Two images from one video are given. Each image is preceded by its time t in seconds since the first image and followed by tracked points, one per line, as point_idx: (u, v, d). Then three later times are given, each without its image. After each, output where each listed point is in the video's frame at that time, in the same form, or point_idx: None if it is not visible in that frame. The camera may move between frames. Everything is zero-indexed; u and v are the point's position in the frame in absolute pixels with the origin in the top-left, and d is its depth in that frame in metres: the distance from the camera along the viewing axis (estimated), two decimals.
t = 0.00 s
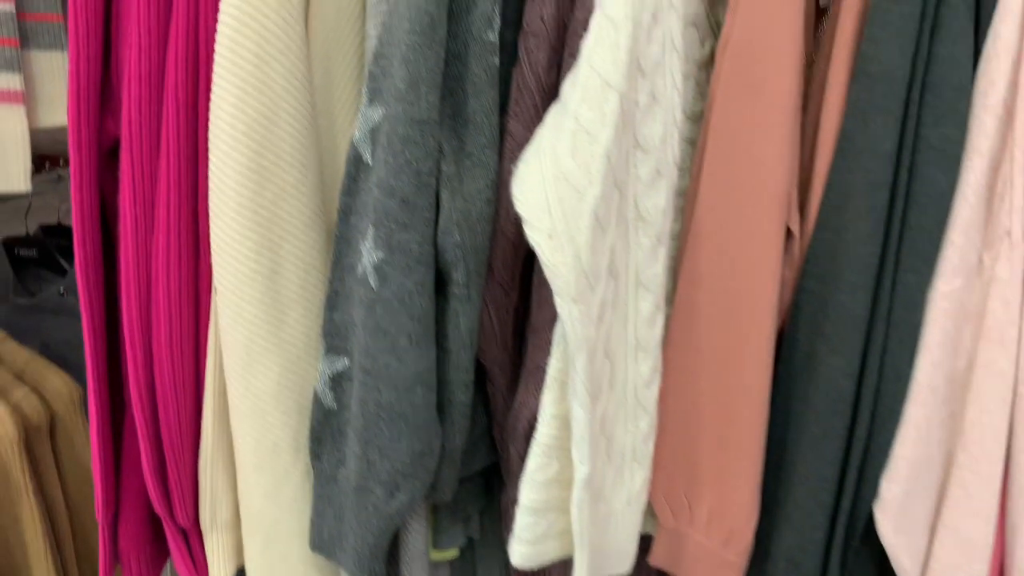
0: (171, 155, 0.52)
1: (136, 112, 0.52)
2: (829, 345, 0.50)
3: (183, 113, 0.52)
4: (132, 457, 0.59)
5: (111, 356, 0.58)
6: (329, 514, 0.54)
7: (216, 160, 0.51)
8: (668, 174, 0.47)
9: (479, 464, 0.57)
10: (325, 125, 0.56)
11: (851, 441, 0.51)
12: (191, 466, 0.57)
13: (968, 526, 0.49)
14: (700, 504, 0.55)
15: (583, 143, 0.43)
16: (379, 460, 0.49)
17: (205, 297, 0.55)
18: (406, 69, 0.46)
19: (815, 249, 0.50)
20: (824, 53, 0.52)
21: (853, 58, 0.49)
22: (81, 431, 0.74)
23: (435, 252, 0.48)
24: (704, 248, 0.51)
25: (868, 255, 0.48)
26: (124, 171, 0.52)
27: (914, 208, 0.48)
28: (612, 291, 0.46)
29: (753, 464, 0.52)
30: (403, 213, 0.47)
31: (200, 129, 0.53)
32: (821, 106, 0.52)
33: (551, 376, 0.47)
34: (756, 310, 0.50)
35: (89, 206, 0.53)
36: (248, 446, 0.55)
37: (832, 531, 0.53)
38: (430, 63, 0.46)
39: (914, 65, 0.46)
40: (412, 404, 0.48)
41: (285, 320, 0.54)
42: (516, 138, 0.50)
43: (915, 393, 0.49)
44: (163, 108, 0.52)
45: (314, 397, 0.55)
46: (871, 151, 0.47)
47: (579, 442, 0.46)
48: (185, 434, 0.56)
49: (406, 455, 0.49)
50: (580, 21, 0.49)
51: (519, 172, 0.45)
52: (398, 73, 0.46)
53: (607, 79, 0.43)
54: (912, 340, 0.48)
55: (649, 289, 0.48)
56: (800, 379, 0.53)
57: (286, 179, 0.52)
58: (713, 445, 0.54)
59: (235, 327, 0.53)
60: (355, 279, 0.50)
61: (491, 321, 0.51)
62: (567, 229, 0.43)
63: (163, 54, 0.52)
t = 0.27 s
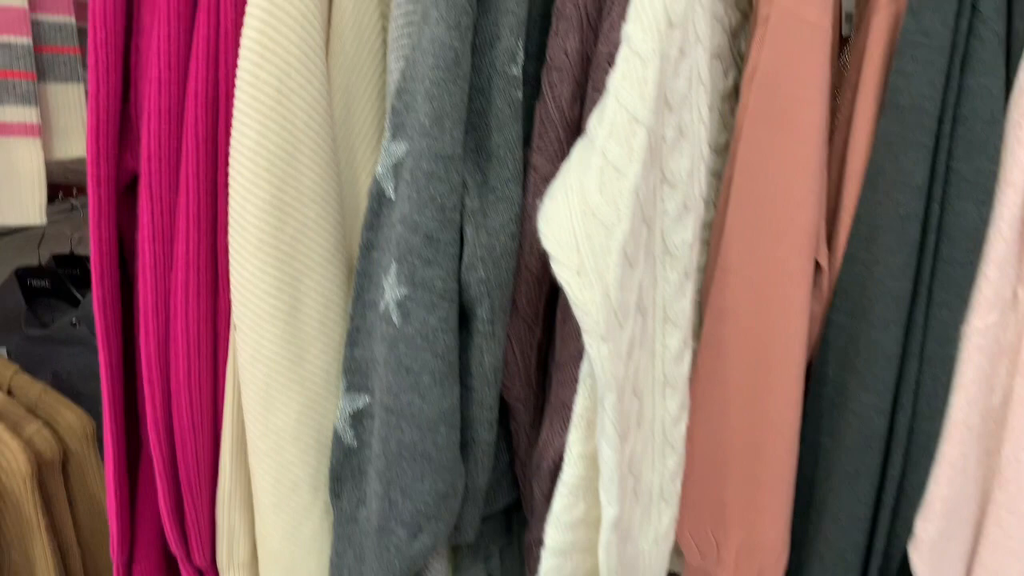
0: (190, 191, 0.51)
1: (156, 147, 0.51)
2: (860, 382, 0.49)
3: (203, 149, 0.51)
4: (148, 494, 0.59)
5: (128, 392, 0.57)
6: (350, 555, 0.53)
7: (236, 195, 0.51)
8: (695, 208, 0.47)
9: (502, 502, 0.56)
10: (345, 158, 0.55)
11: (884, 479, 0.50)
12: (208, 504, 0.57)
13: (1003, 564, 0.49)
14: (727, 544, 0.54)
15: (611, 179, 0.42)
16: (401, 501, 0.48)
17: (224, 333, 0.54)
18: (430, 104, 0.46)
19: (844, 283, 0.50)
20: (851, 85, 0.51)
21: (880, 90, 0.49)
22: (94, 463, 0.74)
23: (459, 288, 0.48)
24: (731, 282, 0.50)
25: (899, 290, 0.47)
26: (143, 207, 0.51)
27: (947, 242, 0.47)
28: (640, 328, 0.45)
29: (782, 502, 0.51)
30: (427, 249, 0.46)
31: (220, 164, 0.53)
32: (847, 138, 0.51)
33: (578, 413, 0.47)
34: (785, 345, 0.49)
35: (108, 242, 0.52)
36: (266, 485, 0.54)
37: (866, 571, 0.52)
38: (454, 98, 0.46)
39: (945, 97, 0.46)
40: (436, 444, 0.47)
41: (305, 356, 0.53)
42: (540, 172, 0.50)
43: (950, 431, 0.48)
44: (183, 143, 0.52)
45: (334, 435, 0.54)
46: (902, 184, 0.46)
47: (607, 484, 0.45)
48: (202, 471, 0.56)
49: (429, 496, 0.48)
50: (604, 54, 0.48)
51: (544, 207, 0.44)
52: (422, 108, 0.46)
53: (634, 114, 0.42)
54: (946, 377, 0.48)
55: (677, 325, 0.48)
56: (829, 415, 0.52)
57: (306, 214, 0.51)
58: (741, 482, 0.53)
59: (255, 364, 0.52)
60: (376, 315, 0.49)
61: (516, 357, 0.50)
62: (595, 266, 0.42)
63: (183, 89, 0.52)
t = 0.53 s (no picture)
0: (214, 249, 0.50)
1: (179, 204, 0.51)
2: (905, 443, 0.47)
3: (227, 206, 0.50)
4: (166, 555, 0.57)
5: (147, 450, 0.56)
6: None
7: (261, 253, 0.50)
8: (733, 266, 0.46)
9: (531, 566, 0.54)
10: (371, 213, 0.54)
11: (931, 543, 0.49)
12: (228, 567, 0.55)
13: None
14: None
15: (650, 239, 0.41)
16: (431, 570, 0.46)
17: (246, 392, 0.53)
18: (462, 161, 0.45)
19: (885, 340, 0.48)
20: (886, 138, 0.51)
21: (918, 144, 0.48)
22: (105, 522, 0.74)
23: (490, 349, 0.46)
24: (768, 339, 0.49)
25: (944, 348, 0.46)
26: (166, 265, 0.50)
27: (993, 299, 0.45)
28: (680, 392, 0.44)
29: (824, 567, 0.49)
30: (458, 309, 0.45)
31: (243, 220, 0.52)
32: (884, 192, 0.51)
33: (615, 478, 0.45)
34: (826, 405, 0.48)
35: (129, 301, 0.51)
36: (289, 549, 0.52)
37: None
38: (486, 155, 0.45)
39: (987, 152, 0.45)
40: (467, 511, 0.46)
41: (330, 417, 0.51)
42: (571, 228, 0.48)
43: (1000, 494, 0.46)
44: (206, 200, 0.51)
45: (358, 499, 0.52)
46: (945, 240, 0.45)
47: (647, 552, 0.43)
48: (222, 534, 0.54)
49: (460, 566, 0.46)
50: (636, 109, 0.47)
51: (579, 266, 0.43)
52: (453, 166, 0.45)
53: (673, 173, 0.41)
54: (995, 439, 0.46)
55: (716, 386, 0.46)
56: (872, 476, 0.50)
57: (332, 271, 0.50)
58: (780, 545, 0.51)
59: (278, 426, 0.51)
60: (405, 376, 0.48)
61: (548, 419, 0.49)
62: (635, 330, 0.41)
63: (207, 146, 0.51)
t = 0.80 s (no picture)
0: (228, 287, 0.50)
1: (194, 242, 0.50)
2: (934, 484, 0.47)
3: (242, 243, 0.50)
4: None
5: (160, 488, 0.56)
6: None
7: (277, 291, 0.49)
8: (758, 304, 0.45)
9: None
10: (387, 248, 0.54)
11: None
12: None
13: None
14: None
15: (675, 280, 0.40)
16: None
17: (260, 431, 0.52)
18: (482, 200, 0.44)
19: (911, 379, 0.48)
20: (908, 173, 0.50)
21: (943, 180, 0.47)
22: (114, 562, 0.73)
23: (510, 389, 0.45)
24: (792, 378, 0.48)
25: (973, 388, 0.45)
26: (180, 303, 0.50)
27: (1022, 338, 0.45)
28: (705, 434, 0.43)
29: None
30: (478, 349, 0.44)
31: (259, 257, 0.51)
32: (908, 227, 0.50)
33: (639, 522, 0.44)
34: (852, 445, 0.47)
35: (143, 339, 0.51)
36: None
37: None
38: (507, 193, 0.45)
39: (1013, 190, 0.44)
40: (488, 556, 0.45)
41: (345, 458, 0.51)
42: (592, 265, 0.47)
43: None
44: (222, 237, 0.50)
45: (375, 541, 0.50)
46: (973, 278, 0.44)
47: None
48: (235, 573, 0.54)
49: None
50: (657, 146, 0.47)
51: (602, 306, 0.42)
52: (473, 204, 0.45)
53: (698, 212, 0.41)
54: None
55: (740, 427, 0.46)
56: (899, 517, 0.49)
57: (348, 309, 0.50)
58: None
59: (293, 466, 0.50)
60: (423, 417, 0.47)
61: (569, 461, 0.48)
62: (661, 373, 0.40)
63: (222, 182, 0.51)
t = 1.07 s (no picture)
0: (247, 334, 0.49)
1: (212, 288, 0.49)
2: (972, 537, 0.46)
3: (261, 290, 0.49)
4: None
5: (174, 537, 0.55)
6: None
7: (296, 339, 0.48)
8: (790, 353, 0.44)
9: None
10: (407, 293, 0.53)
11: None
12: None
13: None
14: None
15: (710, 331, 0.40)
16: None
17: (278, 480, 0.51)
18: (508, 248, 0.44)
19: (946, 428, 0.46)
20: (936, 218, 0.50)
21: (972, 226, 0.47)
22: None
23: (538, 441, 0.44)
24: (822, 428, 0.47)
25: (1010, 438, 0.44)
26: (198, 351, 0.49)
27: None
28: (739, 488, 0.42)
29: None
30: (504, 400, 0.43)
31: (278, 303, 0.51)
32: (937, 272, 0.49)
33: None
34: (886, 496, 0.46)
35: (160, 389, 0.50)
36: None
37: None
38: (533, 241, 0.44)
39: None
40: None
41: (365, 509, 0.49)
42: (619, 312, 0.47)
43: None
44: (240, 283, 0.50)
45: None
46: (1008, 326, 0.44)
47: None
48: None
49: None
50: (683, 192, 0.46)
51: (632, 357, 0.41)
52: (499, 252, 0.44)
53: (731, 262, 0.40)
54: None
55: (772, 478, 0.45)
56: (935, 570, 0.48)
57: (369, 357, 0.49)
58: None
59: (311, 518, 0.49)
60: (446, 469, 0.46)
61: (598, 513, 0.47)
62: (696, 427, 0.39)
63: (241, 228, 0.50)
